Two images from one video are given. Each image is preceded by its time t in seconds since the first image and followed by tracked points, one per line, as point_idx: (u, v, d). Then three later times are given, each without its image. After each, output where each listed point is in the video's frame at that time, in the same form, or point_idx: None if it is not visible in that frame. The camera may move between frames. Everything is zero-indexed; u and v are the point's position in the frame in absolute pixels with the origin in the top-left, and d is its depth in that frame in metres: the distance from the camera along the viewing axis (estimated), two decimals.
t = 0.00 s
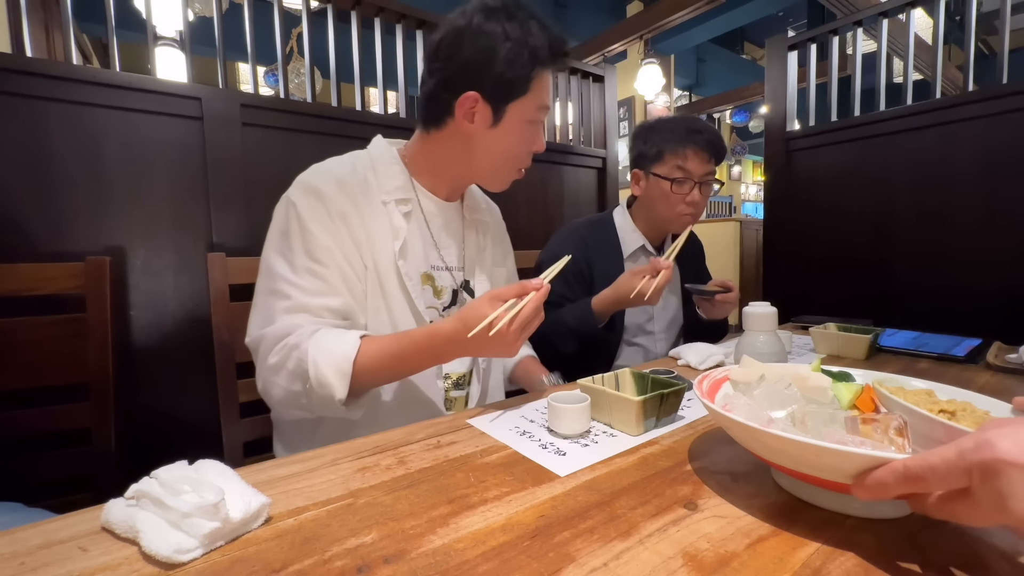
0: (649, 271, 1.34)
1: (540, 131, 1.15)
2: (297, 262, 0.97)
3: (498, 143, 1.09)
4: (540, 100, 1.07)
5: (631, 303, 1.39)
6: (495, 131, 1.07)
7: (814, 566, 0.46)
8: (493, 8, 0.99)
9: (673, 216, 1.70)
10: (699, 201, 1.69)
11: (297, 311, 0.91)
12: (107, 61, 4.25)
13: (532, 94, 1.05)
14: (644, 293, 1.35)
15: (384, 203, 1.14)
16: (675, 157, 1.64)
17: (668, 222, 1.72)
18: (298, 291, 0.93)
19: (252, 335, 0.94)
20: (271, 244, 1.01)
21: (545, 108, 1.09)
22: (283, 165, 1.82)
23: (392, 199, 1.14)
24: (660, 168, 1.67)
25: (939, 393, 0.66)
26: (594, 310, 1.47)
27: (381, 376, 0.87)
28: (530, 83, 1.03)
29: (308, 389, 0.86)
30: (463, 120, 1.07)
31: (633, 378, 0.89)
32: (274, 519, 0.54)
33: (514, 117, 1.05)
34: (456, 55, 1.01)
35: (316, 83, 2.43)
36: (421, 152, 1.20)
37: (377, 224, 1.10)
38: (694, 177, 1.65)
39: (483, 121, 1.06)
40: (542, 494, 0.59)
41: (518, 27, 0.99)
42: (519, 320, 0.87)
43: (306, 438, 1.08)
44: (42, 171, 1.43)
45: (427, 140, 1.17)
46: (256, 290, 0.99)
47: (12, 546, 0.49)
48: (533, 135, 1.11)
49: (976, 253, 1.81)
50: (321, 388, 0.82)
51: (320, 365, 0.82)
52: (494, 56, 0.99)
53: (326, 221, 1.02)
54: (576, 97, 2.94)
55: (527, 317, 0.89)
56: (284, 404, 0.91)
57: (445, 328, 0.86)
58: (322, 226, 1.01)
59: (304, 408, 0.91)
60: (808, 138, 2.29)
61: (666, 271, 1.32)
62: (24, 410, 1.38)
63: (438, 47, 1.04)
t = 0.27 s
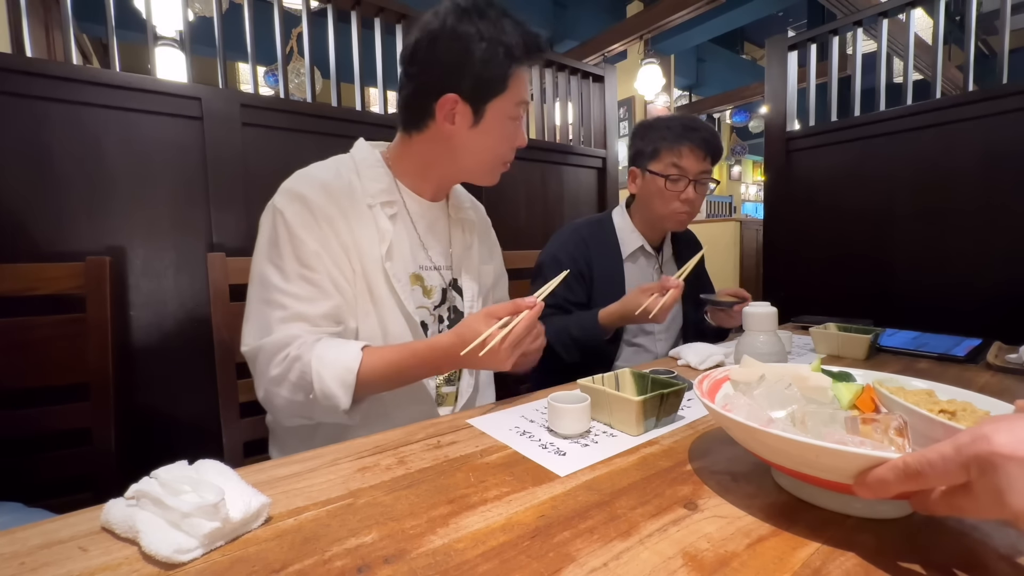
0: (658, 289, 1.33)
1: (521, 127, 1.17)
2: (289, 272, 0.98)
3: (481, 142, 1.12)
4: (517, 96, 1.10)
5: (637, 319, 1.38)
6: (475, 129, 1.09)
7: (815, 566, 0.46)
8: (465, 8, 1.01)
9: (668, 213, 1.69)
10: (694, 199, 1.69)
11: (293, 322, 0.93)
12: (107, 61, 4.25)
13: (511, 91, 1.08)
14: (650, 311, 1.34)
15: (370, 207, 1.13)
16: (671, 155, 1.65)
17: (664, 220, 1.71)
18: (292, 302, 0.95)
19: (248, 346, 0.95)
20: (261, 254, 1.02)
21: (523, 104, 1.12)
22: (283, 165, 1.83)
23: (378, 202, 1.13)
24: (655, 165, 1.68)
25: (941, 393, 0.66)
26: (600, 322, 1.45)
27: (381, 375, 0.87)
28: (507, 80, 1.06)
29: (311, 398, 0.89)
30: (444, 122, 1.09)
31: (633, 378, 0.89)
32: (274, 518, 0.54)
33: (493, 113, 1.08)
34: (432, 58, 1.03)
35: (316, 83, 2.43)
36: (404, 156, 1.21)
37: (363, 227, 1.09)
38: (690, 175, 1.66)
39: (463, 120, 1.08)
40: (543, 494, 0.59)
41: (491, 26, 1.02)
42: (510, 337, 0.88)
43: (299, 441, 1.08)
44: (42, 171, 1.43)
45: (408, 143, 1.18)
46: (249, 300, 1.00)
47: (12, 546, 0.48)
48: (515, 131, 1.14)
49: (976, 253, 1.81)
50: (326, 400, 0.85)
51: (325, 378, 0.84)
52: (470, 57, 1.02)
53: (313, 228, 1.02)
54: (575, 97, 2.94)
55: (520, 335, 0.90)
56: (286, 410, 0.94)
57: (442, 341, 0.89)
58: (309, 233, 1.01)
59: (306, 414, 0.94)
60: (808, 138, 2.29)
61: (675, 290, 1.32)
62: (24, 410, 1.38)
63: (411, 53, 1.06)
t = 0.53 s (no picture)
0: (669, 297, 1.33)
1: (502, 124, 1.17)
2: (283, 274, 0.99)
3: (461, 139, 1.12)
4: (495, 92, 1.10)
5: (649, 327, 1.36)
6: (456, 126, 1.10)
7: (815, 566, 0.46)
8: (442, 8, 1.02)
9: (665, 212, 1.69)
10: (691, 198, 1.68)
11: (290, 324, 0.94)
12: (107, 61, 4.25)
13: (489, 89, 1.08)
14: (661, 318, 1.34)
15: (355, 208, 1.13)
16: (667, 154, 1.65)
17: (661, 219, 1.71)
18: (287, 304, 0.95)
19: (245, 347, 0.95)
20: (252, 257, 1.02)
21: (503, 102, 1.12)
22: (283, 165, 1.83)
23: (363, 203, 1.13)
24: (651, 164, 1.68)
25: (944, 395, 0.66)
26: (610, 328, 1.43)
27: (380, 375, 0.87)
28: (485, 77, 1.06)
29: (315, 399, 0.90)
30: (424, 122, 1.10)
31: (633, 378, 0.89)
32: (274, 519, 0.54)
33: (472, 110, 1.08)
34: (410, 58, 1.04)
35: (316, 82, 2.43)
36: (387, 158, 1.21)
37: (349, 228, 1.09)
38: (686, 173, 1.65)
39: (443, 119, 1.09)
40: (543, 494, 0.59)
41: (468, 26, 1.03)
42: (502, 337, 0.88)
43: (296, 441, 1.08)
44: (42, 171, 1.43)
45: (391, 145, 1.18)
46: (242, 302, 1.00)
47: (12, 546, 0.48)
48: (495, 129, 1.14)
49: (976, 253, 1.82)
50: (331, 400, 0.86)
51: (331, 378, 0.85)
52: (448, 56, 1.02)
53: (302, 230, 1.02)
54: (575, 97, 2.94)
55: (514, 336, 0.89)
56: (289, 411, 0.94)
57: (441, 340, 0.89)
58: (298, 235, 1.01)
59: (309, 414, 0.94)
60: (807, 138, 2.29)
61: (686, 297, 1.33)
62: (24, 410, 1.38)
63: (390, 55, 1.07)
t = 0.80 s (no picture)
0: (671, 298, 1.32)
1: (499, 131, 1.17)
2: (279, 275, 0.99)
3: (458, 146, 1.12)
4: (493, 99, 1.10)
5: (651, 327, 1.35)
6: (452, 134, 1.10)
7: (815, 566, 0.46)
8: (440, 15, 1.02)
9: (664, 212, 1.69)
10: (691, 198, 1.68)
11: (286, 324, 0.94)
12: (107, 60, 4.25)
13: (487, 96, 1.08)
14: (662, 319, 1.32)
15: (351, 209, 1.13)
16: (667, 154, 1.65)
17: (660, 219, 1.71)
18: (283, 304, 0.95)
19: (242, 347, 0.95)
20: (247, 259, 1.02)
21: (500, 108, 1.12)
22: (283, 165, 1.83)
23: (359, 204, 1.13)
24: (650, 163, 1.68)
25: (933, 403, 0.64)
26: (612, 329, 1.42)
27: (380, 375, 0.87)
28: (483, 84, 1.06)
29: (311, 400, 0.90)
30: (422, 128, 1.10)
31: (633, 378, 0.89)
32: (274, 519, 0.54)
33: (469, 117, 1.08)
34: (408, 65, 1.04)
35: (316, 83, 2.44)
36: (384, 160, 1.21)
37: (345, 229, 1.09)
38: (686, 173, 1.65)
39: (440, 125, 1.09)
40: (543, 494, 0.59)
41: (466, 33, 1.03)
42: (497, 341, 0.87)
43: (293, 440, 1.08)
44: (42, 171, 1.42)
45: (388, 149, 1.18)
46: (238, 302, 1.00)
47: (12, 546, 0.48)
48: (492, 135, 1.15)
49: (976, 253, 1.81)
50: (327, 401, 0.87)
51: (327, 379, 0.86)
52: (445, 62, 1.03)
53: (297, 231, 1.02)
54: (575, 97, 2.94)
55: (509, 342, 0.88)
56: (285, 412, 0.94)
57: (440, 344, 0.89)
58: (293, 236, 1.01)
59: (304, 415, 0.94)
60: (807, 138, 2.29)
61: (688, 298, 1.32)
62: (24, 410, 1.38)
63: (389, 58, 1.07)
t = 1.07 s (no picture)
0: (670, 300, 1.33)
1: (497, 121, 1.17)
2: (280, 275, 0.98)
3: (456, 136, 1.12)
4: (489, 88, 1.10)
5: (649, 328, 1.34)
6: (449, 124, 1.10)
7: (815, 566, 0.46)
8: (431, 6, 1.03)
9: (664, 211, 1.69)
10: (691, 197, 1.68)
11: (287, 325, 0.93)
12: (106, 61, 4.25)
13: (482, 85, 1.09)
14: (661, 321, 1.32)
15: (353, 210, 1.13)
16: (667, 154, 1.65)
17: (661, 219, 1.71)
18: (285, 304, 0.95)
19: (244, 348, 0.95)
20: (250, 259, 1.02)
21: (497, 98, 1.12)
22: (283, 164, 1.84)
23: (361, 205, 1.13)
24: (649, 163, 1.68)
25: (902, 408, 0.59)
26: (611, 331, 1.42)
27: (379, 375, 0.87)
28: (477, 73, 1.07)
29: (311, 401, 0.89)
30: (418, 120, 1.10)
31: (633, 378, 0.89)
32: (274, 519, 0.54)
33: (465, 105, 1.08)
34: (402, 57, 1.05)
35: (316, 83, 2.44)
36: (384, 158, 1.21)
37: (347, 230, 1.09)
38: (686, 173, 1.66)
39: (436, 116, 1.09)
40: (543, 494, 0.59)
41: (457, 22, 1.03)
42: (500, 345, 0.86)
43: (294, 441, 1.08)
44: (41, 171, 1.42)
45: (387, 145, 1.18)
46: (240, 303, 1.00)
47: (12, 546, 0.49)
48: (490, 126, 1.15)
49: (976, 253, 1.82)
50: (327, 403, 0.86)
51: (327, 382, 0.85)
52: (438, 52, 1.04)
53: (299, 231, 1.03)
54: (575, 98, 2.94)
55: (513, 345, 0.87)
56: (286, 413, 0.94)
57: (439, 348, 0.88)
58: (295, 236, 1.01)
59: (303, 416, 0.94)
60: (807, 138, 2.29)
61: (688, 300, 1.32)
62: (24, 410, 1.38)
63: (384, 54, 1.08)
